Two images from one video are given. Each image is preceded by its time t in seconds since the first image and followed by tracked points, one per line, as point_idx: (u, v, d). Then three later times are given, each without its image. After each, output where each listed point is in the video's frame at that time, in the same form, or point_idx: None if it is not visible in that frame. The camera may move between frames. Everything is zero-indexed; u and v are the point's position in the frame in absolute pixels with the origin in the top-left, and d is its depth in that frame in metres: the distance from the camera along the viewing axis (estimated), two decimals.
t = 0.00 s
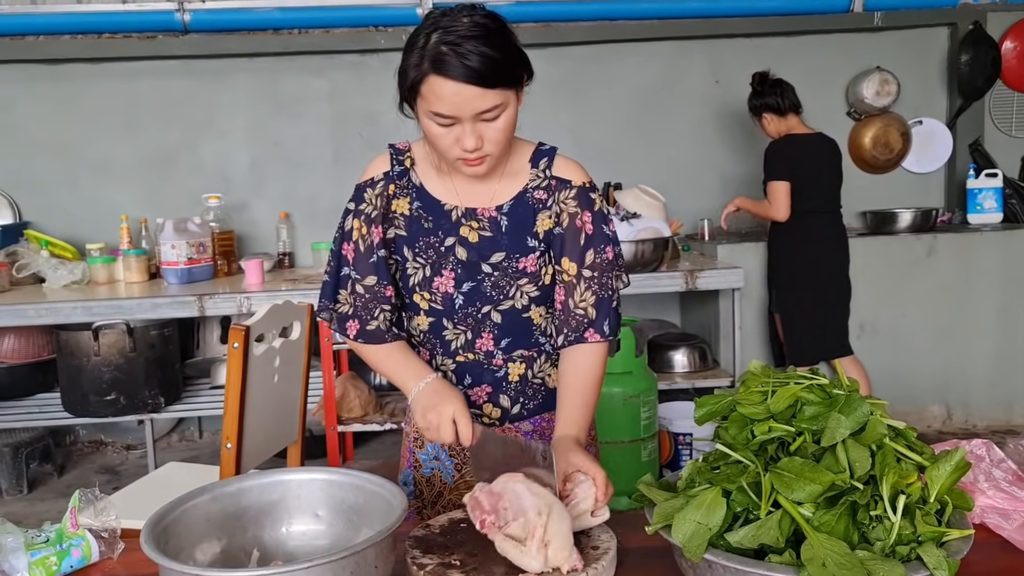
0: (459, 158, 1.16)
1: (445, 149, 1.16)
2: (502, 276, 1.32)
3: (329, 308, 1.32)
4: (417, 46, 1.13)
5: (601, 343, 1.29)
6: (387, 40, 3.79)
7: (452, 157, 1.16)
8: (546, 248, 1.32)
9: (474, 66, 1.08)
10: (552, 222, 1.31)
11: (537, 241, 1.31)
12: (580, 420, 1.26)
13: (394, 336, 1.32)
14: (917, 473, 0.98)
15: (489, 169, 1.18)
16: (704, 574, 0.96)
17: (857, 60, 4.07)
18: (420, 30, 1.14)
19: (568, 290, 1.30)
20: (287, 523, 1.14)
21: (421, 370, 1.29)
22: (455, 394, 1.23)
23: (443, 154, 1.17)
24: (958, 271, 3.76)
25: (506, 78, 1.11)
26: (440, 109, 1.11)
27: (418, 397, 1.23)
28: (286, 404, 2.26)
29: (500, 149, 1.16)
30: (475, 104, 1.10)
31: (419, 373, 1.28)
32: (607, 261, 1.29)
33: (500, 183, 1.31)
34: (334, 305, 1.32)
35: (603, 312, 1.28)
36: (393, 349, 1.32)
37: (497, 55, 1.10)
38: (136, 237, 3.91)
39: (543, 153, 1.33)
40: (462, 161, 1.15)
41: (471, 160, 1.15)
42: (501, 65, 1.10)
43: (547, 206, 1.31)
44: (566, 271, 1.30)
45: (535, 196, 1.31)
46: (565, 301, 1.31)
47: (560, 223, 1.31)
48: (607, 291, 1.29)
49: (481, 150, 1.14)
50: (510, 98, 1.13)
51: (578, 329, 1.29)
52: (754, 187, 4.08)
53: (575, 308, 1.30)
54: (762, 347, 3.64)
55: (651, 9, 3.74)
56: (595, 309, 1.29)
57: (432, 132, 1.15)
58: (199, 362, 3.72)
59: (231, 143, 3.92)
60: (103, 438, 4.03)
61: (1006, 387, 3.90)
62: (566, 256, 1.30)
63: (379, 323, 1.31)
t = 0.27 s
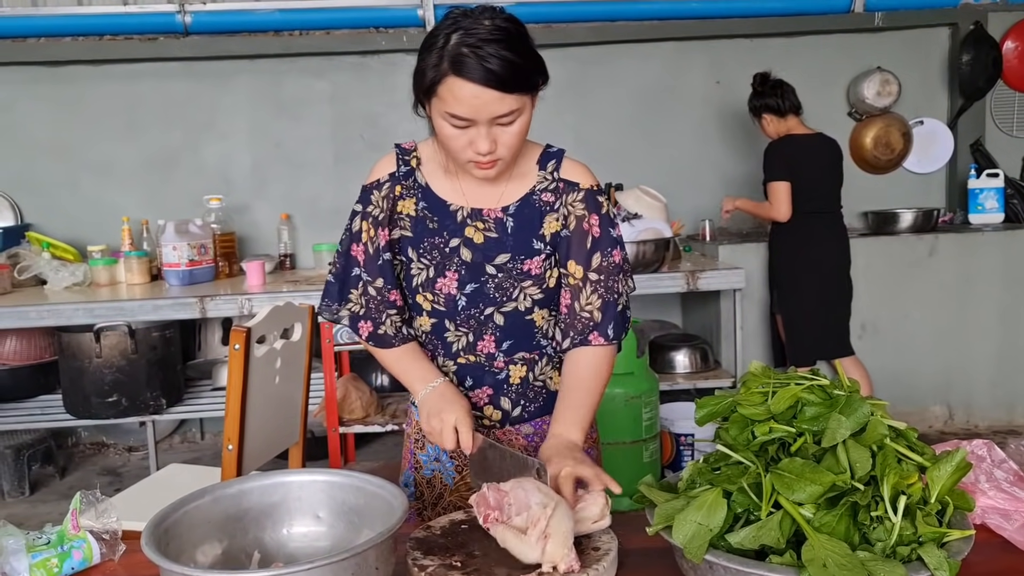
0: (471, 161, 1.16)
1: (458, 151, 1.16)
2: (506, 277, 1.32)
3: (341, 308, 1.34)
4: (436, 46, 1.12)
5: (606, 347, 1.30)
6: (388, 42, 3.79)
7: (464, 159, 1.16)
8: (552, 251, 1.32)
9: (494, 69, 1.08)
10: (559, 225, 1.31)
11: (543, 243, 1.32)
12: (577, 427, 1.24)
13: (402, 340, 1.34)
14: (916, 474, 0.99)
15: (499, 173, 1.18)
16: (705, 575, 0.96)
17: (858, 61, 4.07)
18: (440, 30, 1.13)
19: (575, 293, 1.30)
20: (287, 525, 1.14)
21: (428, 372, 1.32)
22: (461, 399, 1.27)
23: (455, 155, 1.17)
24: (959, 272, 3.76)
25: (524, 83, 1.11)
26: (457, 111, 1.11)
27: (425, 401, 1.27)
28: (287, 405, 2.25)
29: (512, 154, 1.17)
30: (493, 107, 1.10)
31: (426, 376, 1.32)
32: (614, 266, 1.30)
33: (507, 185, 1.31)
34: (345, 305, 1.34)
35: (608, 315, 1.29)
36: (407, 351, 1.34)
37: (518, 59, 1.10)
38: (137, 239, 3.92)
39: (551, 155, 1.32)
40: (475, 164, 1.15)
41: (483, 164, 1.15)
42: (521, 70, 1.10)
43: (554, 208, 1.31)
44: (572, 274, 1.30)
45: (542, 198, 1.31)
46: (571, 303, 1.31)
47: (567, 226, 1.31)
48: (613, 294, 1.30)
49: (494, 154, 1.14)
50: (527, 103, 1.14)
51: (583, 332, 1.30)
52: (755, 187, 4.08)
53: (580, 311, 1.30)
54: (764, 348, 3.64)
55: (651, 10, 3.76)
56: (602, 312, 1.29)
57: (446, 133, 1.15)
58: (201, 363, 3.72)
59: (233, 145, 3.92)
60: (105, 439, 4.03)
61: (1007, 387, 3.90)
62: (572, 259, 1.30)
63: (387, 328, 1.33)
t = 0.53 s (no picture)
0: (488, 163, 1.15)
1: (476, 153, 1.16)
2: (520, 280, 1.32)
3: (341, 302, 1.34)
4: (461, 48, 1.12)
5: (621, 351, 1.28)
6: (389, 42, 3.78)
7: (482, 162, 1.16)
8: (565, 254, 1.32)
9: (518, 73, 1.08)
10: (572, 228, 1.31)
11: (557, 247, 1.31)
12: (579, 434, 1.23)
13: (395, 333, 1.34)
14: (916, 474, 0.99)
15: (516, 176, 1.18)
16: None
17: (858, 60, 4.07)
18: (465, 31, 1.13)
19: (588, 296, 1.30)
20: (287, 526, 1.14)
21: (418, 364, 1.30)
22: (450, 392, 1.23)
23: (472, 157, 1.17)
24: (959, 271, 3.76)
25: (547, 88, 1.11)
26: (479, 113, 1.11)
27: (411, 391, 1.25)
28: (288, 405, 2.26)
29: (530, 158, 1.17)
30: (515, 111, 1.10)
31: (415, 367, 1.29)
32: (629, 267, 1.28)
33: (521, 189, 1.31)
34: (346, 299, 1.34)
35: (623, 318, 1.27)
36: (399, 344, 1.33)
37: (542, 64, 1.10)
38: (138, 240, 3.92)
39: (564, 157, 1.33)
40: (492, 166, 1.15)
41: (501, 167, 1.15)
42: (545, 74, 1.10)
43: (567, 211, 1.31)
44: (585, 277, 1.30)
45: (556, 201, 1.31)
46: (585, 306, 1.30)
47: (580, 229, 1.31)
48: (627, 297, 1.28)
49: (512, 158, 1.14)
50: (549, 109, 1.14)
51: (597, 334, 1.28)
52: (755, 187, 4.08)
53: (595, 314, 1.29)
54: (764, 348, 3.64)
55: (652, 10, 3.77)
56: (616, 315, 1.27)
57: (465, 135, 1.15)
58: (201, 364, 3.72)
59: (233, 146, 3.93)
60: (105, 440, 4.03)
61: (1007, 386, 3.89)
62: (586, 261, 1.30)
63: (379, 324, 1.32)
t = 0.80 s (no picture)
0: (501, 170, 1.16)
1: (488, 159, 1.16)
2: (526, 285, 1.32)
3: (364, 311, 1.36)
4: (478, 53, 1.12)
5: (625, 356, 1.28)
6: (388, 43, 3.78)
7: (493, 168, 1.16)
8: (574, 259, 1.32)
9: (535, 82, 1.08)
10: (580, 233, 1.31)
11: (564, 252, 1.31)
12: (580, 438, 1.24)
13: (424, 345, 1.36)
14: (915, 474, 0.99)
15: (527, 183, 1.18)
16: None
17: (858, 61, 4.07)
18: (483, 37, 1.13)
19: (595, 300, 1.30)
20: (287, 527, 1.14)
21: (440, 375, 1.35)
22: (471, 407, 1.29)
23: (484, 162, 1.18)
24: (959, 271, 3.76)
25: (563, 97, 1.11)
26: (494, 120, 1.11)
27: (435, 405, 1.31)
28: (288, 406, 2.26)
29: (542, 165, 1.17)
30: (531, 120, 1.10)
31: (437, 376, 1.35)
32: (635, 274, 1.29)
33: (530, 193, 1.30)
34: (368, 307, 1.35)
35: (628, 325, 1.27)
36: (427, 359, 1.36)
37: (559, 73, 1.10)
38: (138, 241, 3.92)
39: (574, 161, 1.32)
40: (504, 173, 1.16)
41: (513, 173, 1.16)
42: (561, 84, 1.10)
43: (575, 215, 1.31)
44: (593, 282, 1.30)
45: (564, 205, 1.31)
46: (591, 311, 1.30)
47: (588, 233, 1.31)
48: (633, 304, 1.28)
49: (525, 165, 1.15)
50: (564, 117, 1.14)
51: (601, 340, 1.28)
52: (754, 188, 4.08)
53: (600, 319, 1.29)
54: (764, 348, 3.64)
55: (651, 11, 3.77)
56: (622, 321, 1.28)
57: (478, 140, 1.15)
58: (202, 366, 3.72)
59: (234, 147, 3.93)
60: (106, 442, 4.03)
61: (1007, 386, 3.90)
62: (593, 267, 1.30)
63: (410, 332, 1.35)
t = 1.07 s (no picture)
0: (510, 178, 1.17)
1: (499, 167, 1.17)
2: (538, 295, 1.32)
3: (362, 316, 1.32)
4: (491, 62, 1.11)
5: (632, 365, 1.29)
6: (389, 45, 3.78)
7: (504, 176, 1.17)
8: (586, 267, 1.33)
9: (547, 94, 1.08)
10: (590, 240, 1.32)
11: (576, 261, 1.32)
12: (583, 449, 1.24)
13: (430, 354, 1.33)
14: (915, 474, 0.99)
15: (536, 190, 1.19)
16: None
17: (857, 62, 4.07)
18: (496, 45, 1.12)
19: (603, 308, 1.31)
20: (289, 528, 1.15)
21: (447, 402, 1.28)
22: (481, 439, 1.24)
23: (494, 170, 1.18)
24: (960, 272, 3.76)
25: (575, 109, 1.12)
26: (505, 131, 1.11)
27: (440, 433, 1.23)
28: (289, 408, 2.26)
29: (551, 173, 1.18)
30: (542, 132, 1.11)
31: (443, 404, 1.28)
32: (645, 280, 1.30)
33: (540, 200, 1.31)
34: (365, 312, 1.32)
35: (636, 332, 1.28)
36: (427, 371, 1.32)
37: (571, 84, 1.10)
38: (138, 243, 3.93)
39: (585, 166, 1.33)
40: (514, 182, 1.17)
41: (523, 182, 1.17)
42: (573, 96, 1.10)
43: (586, 222, 1.32)
44: (602, 290, 1.31)
45: (575, 212, 1.32)
46: (601, 318, 1.31)
47: (598, 240, 1.32)
48: (642, 311, 1.29)
49: (535, 174, 1.16)
50: (575, 128, 1.14)
51: (610, 346, 1.29)
52: (754, 189, 4.09)
53: (608, 327, 1.30)
54: (764, 349, 3.64)
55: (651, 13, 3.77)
56: (630, 329, 1.28)
57: (489, 149, 1.16)
58: (202, 367, 3.72)
59: (234, 149, 3.93)
60: (106, 443, 4.04)
61: (1008, 387, 3.90)
62: (604, 275, 1.31)
63: (418, 339, 1.31)
